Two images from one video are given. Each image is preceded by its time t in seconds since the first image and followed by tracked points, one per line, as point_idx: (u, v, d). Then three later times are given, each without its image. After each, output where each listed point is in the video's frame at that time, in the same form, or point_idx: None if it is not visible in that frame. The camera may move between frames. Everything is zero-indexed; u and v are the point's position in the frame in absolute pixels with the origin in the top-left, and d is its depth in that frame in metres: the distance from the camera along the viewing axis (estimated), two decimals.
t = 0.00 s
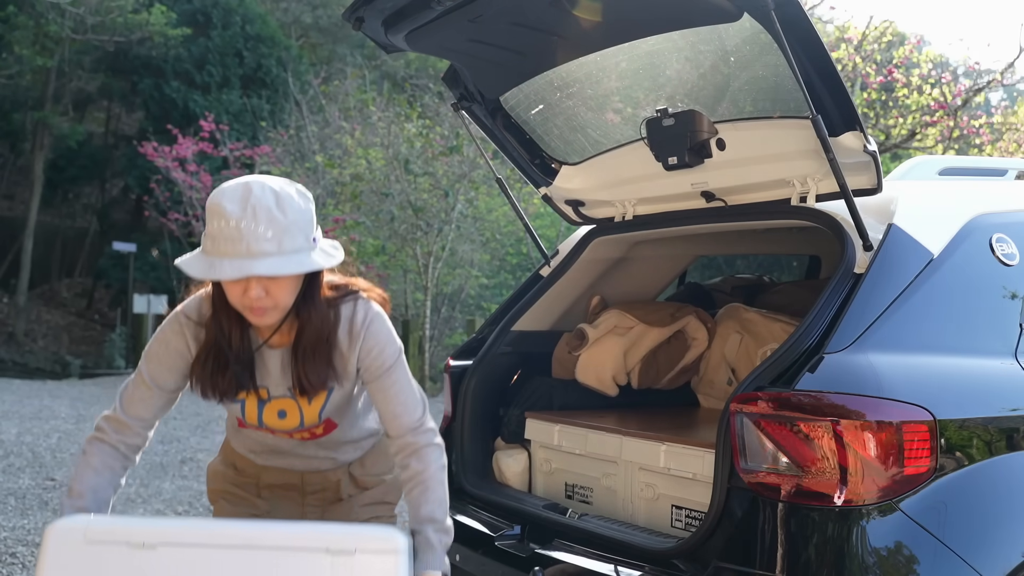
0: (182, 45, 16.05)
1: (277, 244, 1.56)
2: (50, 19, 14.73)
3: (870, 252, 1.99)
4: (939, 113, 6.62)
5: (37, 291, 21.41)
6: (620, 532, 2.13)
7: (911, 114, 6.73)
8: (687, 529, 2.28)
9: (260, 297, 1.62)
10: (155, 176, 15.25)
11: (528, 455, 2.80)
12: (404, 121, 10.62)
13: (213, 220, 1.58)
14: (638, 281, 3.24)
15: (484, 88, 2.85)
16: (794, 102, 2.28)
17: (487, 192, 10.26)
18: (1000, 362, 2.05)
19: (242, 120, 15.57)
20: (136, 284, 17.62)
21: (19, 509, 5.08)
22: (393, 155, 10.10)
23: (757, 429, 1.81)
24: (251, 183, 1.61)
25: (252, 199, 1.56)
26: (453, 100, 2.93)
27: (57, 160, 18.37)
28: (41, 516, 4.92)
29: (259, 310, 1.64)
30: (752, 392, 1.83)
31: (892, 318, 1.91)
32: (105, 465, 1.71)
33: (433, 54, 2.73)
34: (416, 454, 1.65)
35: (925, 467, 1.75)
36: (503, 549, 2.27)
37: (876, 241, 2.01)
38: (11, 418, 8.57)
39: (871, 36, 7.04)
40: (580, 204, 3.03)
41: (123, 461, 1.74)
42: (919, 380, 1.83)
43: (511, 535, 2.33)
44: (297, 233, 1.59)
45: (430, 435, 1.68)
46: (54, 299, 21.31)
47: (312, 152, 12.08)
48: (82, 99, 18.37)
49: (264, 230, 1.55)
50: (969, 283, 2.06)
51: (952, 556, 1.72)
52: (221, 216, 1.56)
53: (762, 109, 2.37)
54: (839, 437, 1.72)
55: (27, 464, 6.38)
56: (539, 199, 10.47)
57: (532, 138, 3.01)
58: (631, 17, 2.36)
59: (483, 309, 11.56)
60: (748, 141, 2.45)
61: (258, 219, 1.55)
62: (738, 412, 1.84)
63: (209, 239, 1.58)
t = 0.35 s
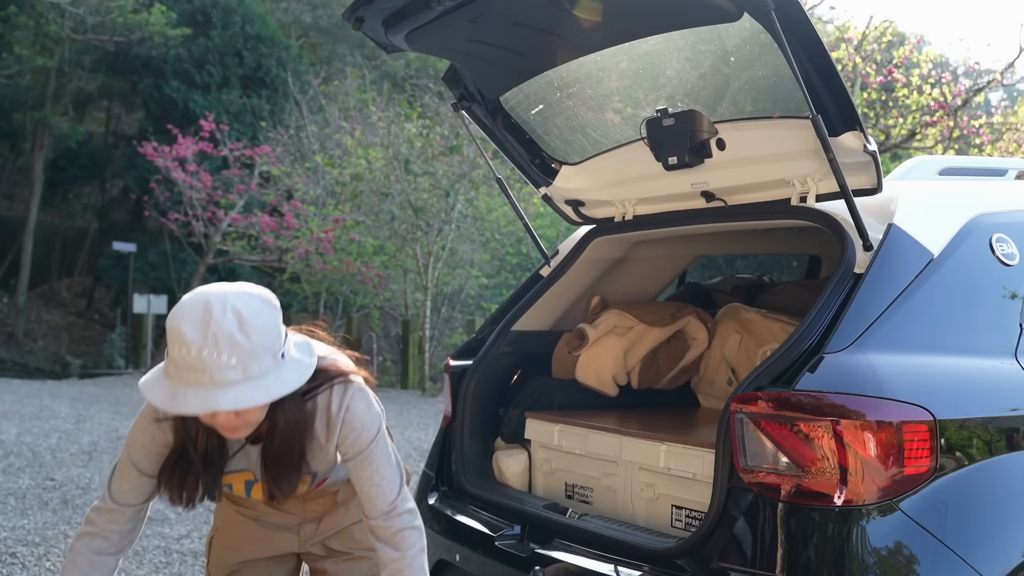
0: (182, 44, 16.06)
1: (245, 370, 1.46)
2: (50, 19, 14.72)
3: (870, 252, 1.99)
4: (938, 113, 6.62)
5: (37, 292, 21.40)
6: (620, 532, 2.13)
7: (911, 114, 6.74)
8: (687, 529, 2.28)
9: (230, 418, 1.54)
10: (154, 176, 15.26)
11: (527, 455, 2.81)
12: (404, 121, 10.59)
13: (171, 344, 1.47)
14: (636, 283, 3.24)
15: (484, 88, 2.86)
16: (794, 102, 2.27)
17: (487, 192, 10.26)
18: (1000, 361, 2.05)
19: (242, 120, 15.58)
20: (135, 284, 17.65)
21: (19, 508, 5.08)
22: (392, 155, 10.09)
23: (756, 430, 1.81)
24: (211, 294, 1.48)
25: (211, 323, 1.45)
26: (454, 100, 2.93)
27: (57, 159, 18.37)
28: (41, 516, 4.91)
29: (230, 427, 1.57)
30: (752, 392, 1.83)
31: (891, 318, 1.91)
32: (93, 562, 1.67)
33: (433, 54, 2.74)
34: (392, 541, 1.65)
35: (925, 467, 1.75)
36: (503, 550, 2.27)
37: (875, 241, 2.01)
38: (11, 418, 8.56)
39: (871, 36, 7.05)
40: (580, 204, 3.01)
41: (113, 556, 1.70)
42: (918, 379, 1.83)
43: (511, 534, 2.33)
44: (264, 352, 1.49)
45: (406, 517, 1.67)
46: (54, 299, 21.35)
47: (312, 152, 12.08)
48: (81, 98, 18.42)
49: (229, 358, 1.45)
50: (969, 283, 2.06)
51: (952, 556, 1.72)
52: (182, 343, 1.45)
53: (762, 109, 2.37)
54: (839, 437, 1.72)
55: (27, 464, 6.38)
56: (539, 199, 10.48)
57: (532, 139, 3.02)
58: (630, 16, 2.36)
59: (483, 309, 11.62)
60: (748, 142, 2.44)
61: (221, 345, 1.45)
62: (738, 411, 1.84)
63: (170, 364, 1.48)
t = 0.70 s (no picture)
0: (182, 45, 16.08)
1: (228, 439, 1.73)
2: (50, 19, 14.67)
3: (870, 250, 1.99)
4: (938, 113, 6.62)
5: (37, 291, 21.42)
6: (619, 531, 2.14)
7: (911, 114, 6.75)
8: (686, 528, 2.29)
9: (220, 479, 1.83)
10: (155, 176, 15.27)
11: (528, 454, 2.81)
12: (404, 121, 10.60)
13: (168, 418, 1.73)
14: (634, 280, 3.26)
15: (484, 88, 2.88)
16: (794, 103, 2.25)
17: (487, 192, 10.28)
18: (1000, 360, 2.05)
19: (242, 120, 15.60)
20: (135, 284, 17.64)
21: (19, 508, 5.07)
22: (393, 154, 10.11)
23: (756, 428, 1.82)
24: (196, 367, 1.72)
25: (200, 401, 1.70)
26: (454, 100, 2.96)
27: (57, 159, 18.39)
28: (41, 516, 4.91)
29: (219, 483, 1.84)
30: (752, 390, 1.84)
31: (891, 317, 1.91)
32: None
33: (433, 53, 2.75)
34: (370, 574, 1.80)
35: (924, 466, 1.76)
36: (502, 547, 2.28)
37: (876, 240, 2.01)
38: (11, 418, 8.54)
39: (871, 36, 7.07)
40: (580, 204, 3.00)
41: None
42: (917, 376, 1.83)
43: (511, 533, 2.33)
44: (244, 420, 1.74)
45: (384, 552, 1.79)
46: (54, 298, 21.35)
47: (312, 152, 12.08)
48: (82, 98, 18.48)
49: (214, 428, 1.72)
50: (969, 282, 2.07)
51: (952, 554, 1.72)
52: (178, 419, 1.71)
53: (762, 109, 2.34)
54: (838, 436, 1.73)
55: (27, 464, 6.38)
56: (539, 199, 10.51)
57: (532, 138, 3.02)
58: (630, 14, 2.36)
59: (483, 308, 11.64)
60: (749, 141, 2.40)
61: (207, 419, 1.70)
62: (738, 410, 1.85)
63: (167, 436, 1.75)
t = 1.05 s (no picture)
0: (182, 44, 16.10)
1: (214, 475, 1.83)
2: (50, 19, 14.66)
3: (870, 250, 2.00)
4: (938, 113, 6.62)
5: (37, 291, 21.44)
6: (619, 531, 2.14)
7: (910, 115, 6.74)
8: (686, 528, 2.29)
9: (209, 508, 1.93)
10: (155, 177, 15.28)
11: (527, 454, 2.81)
12: (404, 121, 10.60)
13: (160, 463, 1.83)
14: (634, 280, 3.26)
15: (484, 88, 2.89)
16: (794, 103, 2.24)
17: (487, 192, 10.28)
18: (999, 360, 2.05)
19: (242, 120, 15.60)
20: (135, 284, 17.64)
21: (19, 508, 5.07)
22: (393, 154, 10.10)
23: (756, 428, 1.82)
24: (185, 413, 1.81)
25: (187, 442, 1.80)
26: (453, 100, 2.96)
27: (57, 159, 18.37)
28: (41, 516, 4.91)
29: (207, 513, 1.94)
30: (752, 390, 1.84)
31: (891, 316, 1.91)
32: None
33: (433, 54, 2.76)
34: None
35: (924, 465, 1.76)
36: (501, 547, 2.28)
37: (875, 240, 2.02)
38: (11, 418, 8.54)
39: (871, 36, 7.06)
40: (580, 204, 3.01)
41: None
42: (916, 375, 1.84)
43: (511, 533, 2.33)
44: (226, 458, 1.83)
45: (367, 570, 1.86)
46: (54, 298, 21.37)
47: (312, 152, 12.08)
48: (82, 99, 18.50)
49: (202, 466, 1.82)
50: (969, 281, 2.07)
51: (951, 554, 1.72)
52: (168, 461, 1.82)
53: (762, 109, 2.34)
54: (837, 436, 1.73)
55: (27, 464, 6.37)
56: (539, 199, 10.52)
57: (532, 138, 3.02)
58: (629, 15, 2.37)
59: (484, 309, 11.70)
60: (748, 141, 2.40)
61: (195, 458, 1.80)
62: (738, 410, 1.85)
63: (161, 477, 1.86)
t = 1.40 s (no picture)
0: (182, 44, 16.11)
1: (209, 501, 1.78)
2: (50, 18, 14.65)
3: (870, 250, 2.00)
4: (938, 113, 6.59)
5: (37, 291, 21.46)
6: (619, 531, 2.14)
7: (911, 115, 6.72)
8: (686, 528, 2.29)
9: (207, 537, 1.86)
10: (155, 177, 15.28)
11: (527, 454, 2.81)
12: (404, 121, 10.59)
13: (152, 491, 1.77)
14: (634, 281, 3.27)
15: (483, 88, 2.89)
16: (794, 103, 2.25)
17: (487, 192, 10.28)
18: (998, 360, 2.05)
19: (242, 120, 15.59)
20: (136, 284, 17.64)
21: (19, 508, 5.07)
22: (393, 154, 10.08)
23: (756, 428, 1.82)
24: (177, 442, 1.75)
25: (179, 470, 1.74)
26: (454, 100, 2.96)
27: (57, 160, 18.35)
28: (41, 516, 4.91)
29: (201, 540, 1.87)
30: (752, 390, 1.84)
31: (891, 316, 1.91)
32: None
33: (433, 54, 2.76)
34: None
35: (924, 465, 1.76)
36: (501, 547, 2.28)
37: (875, 240, 2.02)
38: (11, 418, 8.54)
39: (871, 36, 7.06)
40: (580, 204, 3.01)
41: None
42: (917, 375, 1.83)
43: (511, 533, 2.32)
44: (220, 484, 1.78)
45: None
46: (54, 298, 21.40)
47: (312, 152, 12.07)
48: (82, 99, 18.51)
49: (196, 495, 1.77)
50: (968, 282, 2.07)
51: (951, 555, 1.72)
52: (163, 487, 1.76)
53: (762, 109, 2.34)
54: (838, 436, 1.73)
55: (27, 464, 6.38)
56: (539, 199, 10.52)
57: (532, 138, 3.02)
58: (630, 16, 2.37)
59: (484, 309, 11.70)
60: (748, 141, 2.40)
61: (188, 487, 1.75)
62: (737, 410, 1.85)
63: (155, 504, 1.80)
